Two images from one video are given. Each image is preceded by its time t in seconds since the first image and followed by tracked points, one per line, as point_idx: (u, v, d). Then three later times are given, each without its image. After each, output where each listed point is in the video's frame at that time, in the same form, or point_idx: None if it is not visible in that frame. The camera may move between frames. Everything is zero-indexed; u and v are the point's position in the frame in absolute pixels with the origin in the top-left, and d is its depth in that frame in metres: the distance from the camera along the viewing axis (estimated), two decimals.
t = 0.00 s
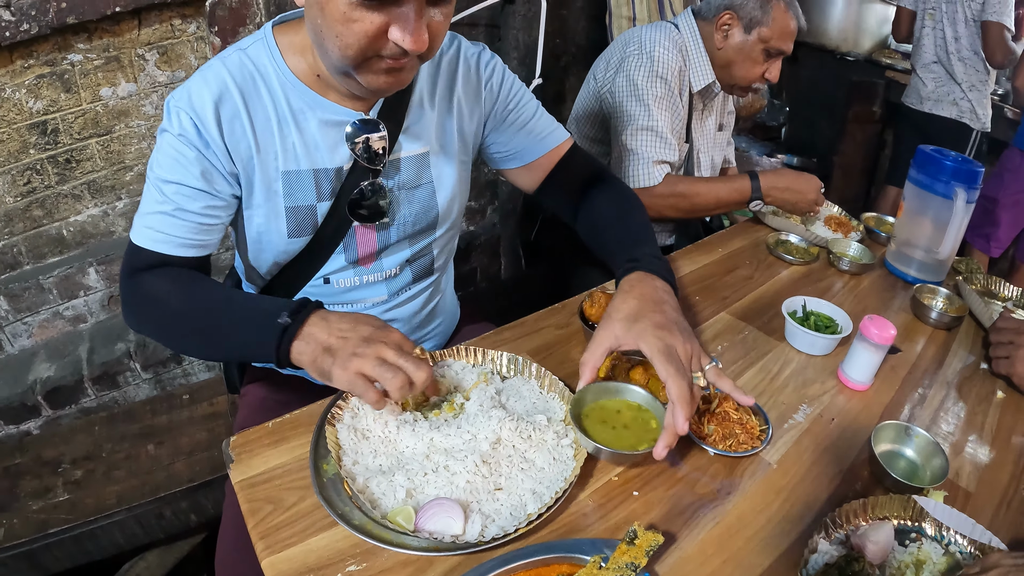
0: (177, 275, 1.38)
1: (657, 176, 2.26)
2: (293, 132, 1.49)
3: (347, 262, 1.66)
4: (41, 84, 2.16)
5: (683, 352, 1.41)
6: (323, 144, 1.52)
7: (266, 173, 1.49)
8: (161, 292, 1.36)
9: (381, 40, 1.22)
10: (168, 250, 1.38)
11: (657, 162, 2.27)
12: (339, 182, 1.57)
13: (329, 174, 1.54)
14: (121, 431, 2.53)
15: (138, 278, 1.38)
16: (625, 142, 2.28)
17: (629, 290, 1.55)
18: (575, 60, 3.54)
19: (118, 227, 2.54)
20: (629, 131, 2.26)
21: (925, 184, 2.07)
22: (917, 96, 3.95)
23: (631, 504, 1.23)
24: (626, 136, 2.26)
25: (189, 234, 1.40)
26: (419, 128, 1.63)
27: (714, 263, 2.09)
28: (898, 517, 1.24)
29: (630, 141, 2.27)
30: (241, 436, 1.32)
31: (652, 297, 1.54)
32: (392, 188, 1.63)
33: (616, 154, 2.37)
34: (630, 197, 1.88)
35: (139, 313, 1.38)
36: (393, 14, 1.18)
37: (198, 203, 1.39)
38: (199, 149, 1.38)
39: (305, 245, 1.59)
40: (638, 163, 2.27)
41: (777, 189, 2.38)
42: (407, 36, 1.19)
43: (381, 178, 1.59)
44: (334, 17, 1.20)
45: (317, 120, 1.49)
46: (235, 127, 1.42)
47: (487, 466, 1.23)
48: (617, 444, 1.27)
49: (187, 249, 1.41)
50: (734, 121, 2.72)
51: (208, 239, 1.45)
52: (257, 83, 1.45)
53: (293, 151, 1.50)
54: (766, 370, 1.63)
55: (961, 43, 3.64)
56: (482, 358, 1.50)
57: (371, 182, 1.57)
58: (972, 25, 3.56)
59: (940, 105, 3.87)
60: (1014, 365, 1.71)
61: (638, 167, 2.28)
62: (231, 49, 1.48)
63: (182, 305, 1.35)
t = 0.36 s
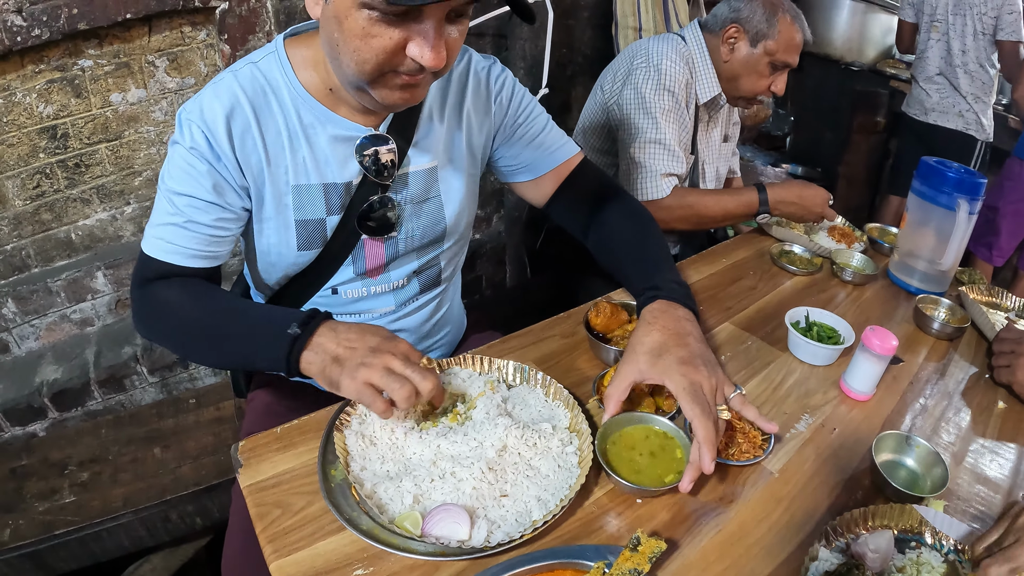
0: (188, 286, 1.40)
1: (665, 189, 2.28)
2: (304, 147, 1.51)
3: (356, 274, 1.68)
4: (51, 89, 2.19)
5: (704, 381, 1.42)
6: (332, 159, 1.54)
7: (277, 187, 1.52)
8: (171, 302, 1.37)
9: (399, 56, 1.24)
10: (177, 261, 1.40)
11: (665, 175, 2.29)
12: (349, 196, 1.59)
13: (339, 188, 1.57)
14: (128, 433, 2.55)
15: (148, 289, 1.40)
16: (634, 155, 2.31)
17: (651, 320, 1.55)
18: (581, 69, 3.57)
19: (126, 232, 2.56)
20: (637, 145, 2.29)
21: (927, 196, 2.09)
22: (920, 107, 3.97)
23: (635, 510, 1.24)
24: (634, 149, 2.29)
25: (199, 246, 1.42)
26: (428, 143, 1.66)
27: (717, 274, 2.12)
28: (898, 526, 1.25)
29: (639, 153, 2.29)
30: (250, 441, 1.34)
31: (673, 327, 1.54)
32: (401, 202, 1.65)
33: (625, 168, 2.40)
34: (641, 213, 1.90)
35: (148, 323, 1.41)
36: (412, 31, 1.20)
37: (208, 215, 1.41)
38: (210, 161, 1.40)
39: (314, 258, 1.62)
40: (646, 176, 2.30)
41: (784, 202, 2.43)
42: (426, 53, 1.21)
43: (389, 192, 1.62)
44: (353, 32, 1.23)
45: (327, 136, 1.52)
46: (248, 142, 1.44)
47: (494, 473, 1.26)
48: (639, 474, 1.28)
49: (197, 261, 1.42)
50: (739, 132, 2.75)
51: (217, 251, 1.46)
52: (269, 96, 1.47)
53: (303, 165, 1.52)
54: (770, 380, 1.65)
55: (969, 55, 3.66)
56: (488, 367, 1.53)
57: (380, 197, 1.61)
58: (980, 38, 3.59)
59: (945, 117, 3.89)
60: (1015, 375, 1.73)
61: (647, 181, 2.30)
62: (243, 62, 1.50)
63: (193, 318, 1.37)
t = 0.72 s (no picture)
0: (193, 287, 1.41)
1: (670, 191, 2.27)
2: (308, 147, 1.51)
3: (359, 275, 1.69)
4: (55, 88, 2.20)
5: (702, 394, 1.41)
6: (337, 159, 1.54)
7: (281, 188, 1.52)
8: (177, 305, 1.39)
9: (407, 26, 1.24)
10: (183, 262, 1.41)
11: (670, 177, 2.27)
12: (353, 197, 1.60)
13: (343, 188, 1.57)
14: (130, 433, 2.55)
15: (152, 290, 1.41)
16: (638, 157, 2.30)
17: (656, 332, 1.55)
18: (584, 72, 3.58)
19: (130, 232, 2.57)
20: (642, 146, 2.28)
21: (930, 198, 2.09)
22: (913, 108, 3.95)
23: (639, 512, 1.24)
24: (639, 151, 2.27)
25: (205, 248, 1.43)
26: (433, 139, 1.65)
27: (720, 275, 2.12)
28: (902, 528, 1.25)
29: (643, 156, 2.28)
30: (254, 441, 1.34)
31: (677, 338, 1.53)
32: (405, 204, 1.66)
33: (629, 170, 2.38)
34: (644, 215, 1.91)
35: (153, 324, 1.42)
36: None
37: (214, 217, 1.42)
38: (215, 162, 1.41)
39: (317, 258, 1.63)
40: (651, 178, 2.28)
41: (788, 201, 2.42)
42: (438, 18, 1.21)
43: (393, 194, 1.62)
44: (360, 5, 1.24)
45: (331, 136, 1.52)
46: (251, 142, 1.45)
47: (497, 474, 1.26)
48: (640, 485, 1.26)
49: (203, 262, 1.44)
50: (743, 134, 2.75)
51: (223, 252, 1.47)
52: (273, 97, 1.48)
53: (308, 166, 1.53)
54: (773, 382, 1.65)
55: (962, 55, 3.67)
56: (492, 368, 1.54)
57: (384, 199, 1.61)
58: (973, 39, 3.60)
59: (937, 117, 3.86)
60: (1018, 378, 1.72)
61: (652, 182, 2.29)
62: (249, 62, 1.51)
63: (199, 318, 1.38)
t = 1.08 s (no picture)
0: (195, 282, 1.40)
1: (672, 197, 2.25)
2: (314, 146, 1.51)
3: (363, 277, 1.69)
4: (58, 89, 2.20)
5: (636, 255, 1.64)
6: (343, 159, 1.54)
7: (286, 188, 1.52)
8: (180, 302, 1.37)
9: (398, 27, 1.24)
10: (186, 259, 1.41)
11: (672, 183, 2.26)
12: (359, 197, 1.60)
13: (349, 189, 1.57)
14: (132, 434, 2.56)
15: (153, 285, 1.40)
16: (640, 163, 2.29)
17: (596, 216, 1.67)
18: (587, 74, 3.58)
19: (132, 233, 2.57)
20: (645, 152, 2.27)
21: (935, 201, 2.08)
22: (913, 109, 3.94)
23: (641, 516, 1.24)
24: (642, 156, 2.26)
25: (207, 245, 1.42)
26: (442, 143, 1.66)
27: (723, 278, 2.12)
28: (904, 532, 1.25)
29: (647, 161, 2.27)
30: (256, 443, 1.33)
31: (614, 215, 1.68)
32: (411, 206, 1.66)
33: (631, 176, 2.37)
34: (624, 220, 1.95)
35: (155, 320, 1.41)
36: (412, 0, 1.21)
37: (216, 215, 1.42)
38: (219, 162, 1.41)
39: (322, 258, 1.63)
40: (653, 183, 2.26)
41: (791, 208, 2.39)
42: (428, 20, 1.22)
43: (399, 195, 1.62)
44: (353, 11, 1.25)
45: (338, 136, 1.52)
46: (254, 141, 1.45)
47: (500, 477, 1.26)
48: (636, 488, 1.26)
49: (205, 259, 1.43)
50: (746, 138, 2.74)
51: (225, 249, 1.47)
52: (280, 97, 1.48)
53: (313, 166, 1.52)
54: (776, 385, 1.65)
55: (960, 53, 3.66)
56: (495, 371, 1.54)
57: (390, 199, 1.60)
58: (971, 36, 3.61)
59: (939, 117, 3.85)
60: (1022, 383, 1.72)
61: (654, 189, 2.27)
62: (256, 62, 1.51)
63: (202, 313, 1.37)
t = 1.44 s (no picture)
0: (199, 282, 1.41)
1: (681, 203, 2.24)
2: (324, 147, 1.52)
3: (369, 277, 1.69)
4: (61, 91, 2.20)
5: (554, 301, 1.69)
6: (353, 161, 1.55)
7: (295, 187, 1.53)
8: (182, 300, 1.37)
9: (415, 82, 1.25)
10: (191, 256, 1.41)
11: (681, 189, 2.26)
12: (367, 198, 1.60)
13: (358, 190, 1.58)
14: (134, 436, 2.56)
15: (158, 284, 1.40)
16: (651, 169, 2.28)
17: (524, 258, 1.69)
18: (590, 77, 3.59)
19: (135, 234, 2.58)
20: (657, 158, 2.27)
21: (937, 205, 2.07)
22: (937, 115, 3.90)
23: (642, 521, 1.24)
24: (654, 162, 2.26)
25: (214, 242, 1.42)
26: (447, 150, 1.68)
27: (725, 282, 2.12)
28: (905, 537, 1.24)
29: (659, 167, 2.26)
30: (258, 446, 1.33)
31: (542, 259, 1.70)
32: (419, 207, 1.68)
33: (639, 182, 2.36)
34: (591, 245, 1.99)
35: (158, 317, 1.41)
36: (429, 58, 1.19)
37: (224, 213, 1.42)
38: (228, 159, 1.41)
39: (328, 259, 1.63)
40: (663, 190, 2.26)
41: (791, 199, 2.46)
42: (440, 80, 1.20)
43: (407, 198, 1.63)
44: (374, 52, 1.23)
45: (348, 138, 1.53)
46: (266, 141, 1.45)
47: (501, 481, 1.26)
48: (638, 494, 1.26)
49: (211, 257, 1.43)
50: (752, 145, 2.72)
51: (230, 248, 1.46)
52: (291, 97, 1.48)
53: (323, 166, 1.53)
54: (778, 390, 1.65)
55: (987, 62, 3.66)
56: (497, 374, 1.54)
57: (398, 201, 1.61)
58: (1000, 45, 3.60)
59: (962, 124, 3.85)
60: None
61: (664, 195, 2.26)
62: (266, 62, 1.51)
63: (202, 314, 1.37)
